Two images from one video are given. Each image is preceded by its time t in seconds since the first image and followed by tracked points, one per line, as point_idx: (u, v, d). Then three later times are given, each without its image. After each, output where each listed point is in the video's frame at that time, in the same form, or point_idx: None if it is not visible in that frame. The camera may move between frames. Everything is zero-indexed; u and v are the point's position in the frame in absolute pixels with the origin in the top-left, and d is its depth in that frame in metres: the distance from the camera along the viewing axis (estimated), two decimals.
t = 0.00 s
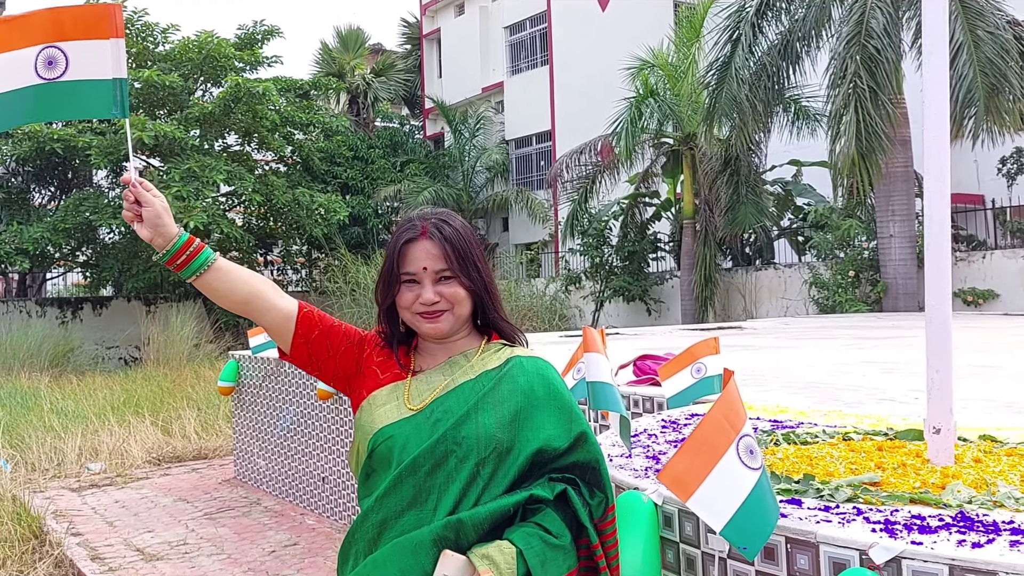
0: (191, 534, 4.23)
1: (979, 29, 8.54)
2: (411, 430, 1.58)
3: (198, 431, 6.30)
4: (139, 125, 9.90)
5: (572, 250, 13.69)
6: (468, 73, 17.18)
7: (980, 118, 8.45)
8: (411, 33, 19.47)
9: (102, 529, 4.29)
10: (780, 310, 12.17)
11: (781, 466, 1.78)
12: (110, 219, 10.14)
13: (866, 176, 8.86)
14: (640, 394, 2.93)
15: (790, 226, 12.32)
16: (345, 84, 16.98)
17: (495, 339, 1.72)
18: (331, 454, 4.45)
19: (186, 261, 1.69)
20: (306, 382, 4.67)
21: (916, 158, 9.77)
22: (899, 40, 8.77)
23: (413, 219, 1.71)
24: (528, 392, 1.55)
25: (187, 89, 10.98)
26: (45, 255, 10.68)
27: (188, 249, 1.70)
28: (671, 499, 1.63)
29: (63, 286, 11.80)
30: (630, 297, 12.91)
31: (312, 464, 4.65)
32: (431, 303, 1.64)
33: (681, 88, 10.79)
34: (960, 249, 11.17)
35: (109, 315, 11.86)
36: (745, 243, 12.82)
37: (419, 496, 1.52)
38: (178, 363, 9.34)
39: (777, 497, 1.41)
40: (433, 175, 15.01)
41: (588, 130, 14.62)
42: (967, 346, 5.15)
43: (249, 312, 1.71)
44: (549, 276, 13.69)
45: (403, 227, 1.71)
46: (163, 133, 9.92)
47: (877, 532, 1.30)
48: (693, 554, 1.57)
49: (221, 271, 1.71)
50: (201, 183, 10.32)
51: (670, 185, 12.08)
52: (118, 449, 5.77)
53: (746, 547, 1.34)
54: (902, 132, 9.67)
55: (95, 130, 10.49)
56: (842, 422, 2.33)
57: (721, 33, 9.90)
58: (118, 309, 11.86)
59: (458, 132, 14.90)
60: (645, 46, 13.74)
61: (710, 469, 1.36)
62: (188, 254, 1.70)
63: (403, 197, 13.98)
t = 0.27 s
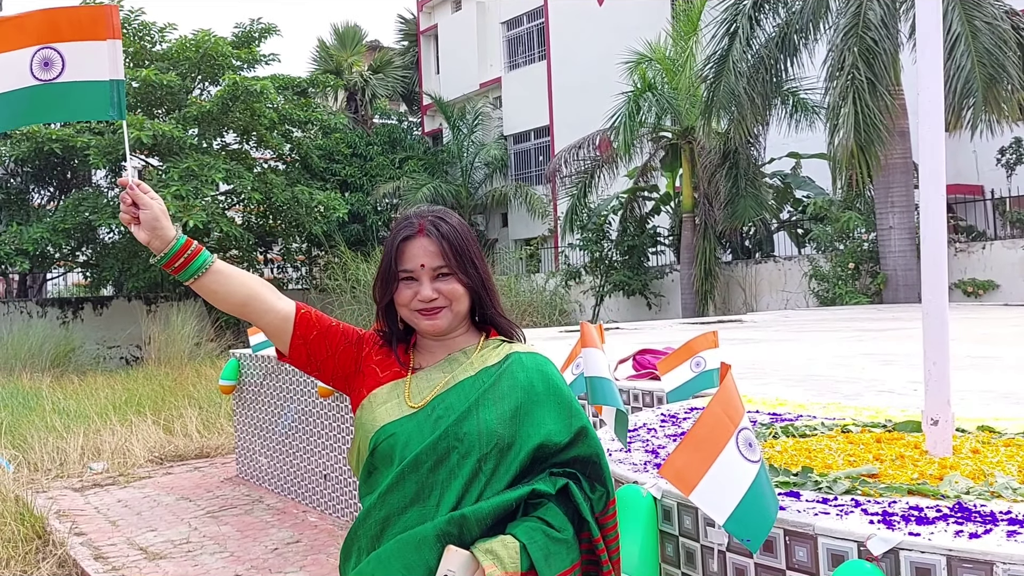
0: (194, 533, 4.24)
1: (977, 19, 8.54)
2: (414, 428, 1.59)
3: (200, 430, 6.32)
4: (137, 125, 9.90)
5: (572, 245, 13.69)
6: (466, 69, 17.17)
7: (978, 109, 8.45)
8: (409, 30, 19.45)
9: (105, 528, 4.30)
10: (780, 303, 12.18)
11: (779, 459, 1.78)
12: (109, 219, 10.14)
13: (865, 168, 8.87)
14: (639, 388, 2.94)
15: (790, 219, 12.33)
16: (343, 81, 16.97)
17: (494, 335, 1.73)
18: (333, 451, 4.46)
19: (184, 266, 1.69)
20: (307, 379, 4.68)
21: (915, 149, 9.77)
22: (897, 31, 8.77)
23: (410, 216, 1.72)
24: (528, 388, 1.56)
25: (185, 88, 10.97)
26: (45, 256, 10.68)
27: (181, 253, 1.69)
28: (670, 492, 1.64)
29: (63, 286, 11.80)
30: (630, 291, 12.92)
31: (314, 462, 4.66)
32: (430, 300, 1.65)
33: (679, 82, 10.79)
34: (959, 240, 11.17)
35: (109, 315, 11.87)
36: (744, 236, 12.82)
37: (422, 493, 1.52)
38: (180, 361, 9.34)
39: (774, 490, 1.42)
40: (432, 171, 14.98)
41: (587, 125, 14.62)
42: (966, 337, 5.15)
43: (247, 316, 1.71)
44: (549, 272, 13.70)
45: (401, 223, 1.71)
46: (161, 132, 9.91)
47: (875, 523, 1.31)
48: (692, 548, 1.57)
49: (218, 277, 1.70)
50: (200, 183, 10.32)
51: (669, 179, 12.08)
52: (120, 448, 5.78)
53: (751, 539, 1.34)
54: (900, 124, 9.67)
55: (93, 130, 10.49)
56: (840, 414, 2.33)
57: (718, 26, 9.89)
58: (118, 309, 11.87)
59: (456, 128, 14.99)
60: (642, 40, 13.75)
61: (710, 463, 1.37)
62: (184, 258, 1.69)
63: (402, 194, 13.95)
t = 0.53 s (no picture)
0: (195, 528, 4.24)
1: (977, 15, 8.53)
2: (416, 424, 1.59)
3: (201, 426, 6.32)
4: (137, 121, 9.87)
5: (572, 242, 13.69)
6: (466, 65, 17.15)
7: (979, 105, 8.44)
8: (408, 26, 19.43)
9: (106, 524, 4.30)
10: (780, 299, 12.18)
11: (782, 452, 1.78)
12: (109, 216, 10.13)
13: (866, 164, 8.86)
14: (640, 383, 2.94)
15: (789, 215, 12.33)
16: (342, 78, 16.95)
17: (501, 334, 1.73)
18: (333, 447, 4.47)
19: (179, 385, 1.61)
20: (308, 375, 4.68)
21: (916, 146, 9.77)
22: (897, 27, 8.76)
23: (433, 205, 1.74)
24: (533, 389, 1.56)
25: (184, 84, 10.96)
26: (45, 253, 10.66)
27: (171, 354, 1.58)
28: (672, 486, 1.64)
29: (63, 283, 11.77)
30: (631, 287, 12.91)
31: (315, 457, 4.66)
32: (433, 285, 1.66)
33: (679, 78, 10.78)
34: (959, 236, 11.17)
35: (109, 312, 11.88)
36: (744, 232, 12.82)
37: (423, 489, 1.52)
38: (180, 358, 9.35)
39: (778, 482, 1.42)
40: (432, 168, 14.87)
41: (587, 121, 14.61)
42: (966, 332, 5.16)
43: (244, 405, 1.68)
44: (550, 268, 13.70)
45: (422, 209, 1.73)
46: (161, 128, 9.90)
47: (879, 515, 1.31)
48: (695, 541, 1.58)
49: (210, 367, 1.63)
50: (199, 179, 10.30)
51: (669, 176, 12.07)
52: (121, 445, 5.78)
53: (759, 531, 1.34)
54: (901, 120, 9.66)
55: (92, 127, 10.47)
56: (842, 408, 2.34)
57: (718, 22, 9.88)
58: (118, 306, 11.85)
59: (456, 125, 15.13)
60: (642, 37, 13.73)
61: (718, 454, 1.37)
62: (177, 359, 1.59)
63: (402, 190, 13.91)
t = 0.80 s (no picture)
0: (198, 525, 4.25)
1: (978, 12, 8.52)
2: (400, 416, 1.63)
3: (203, 423, 6.33)
4: (137, 119, 9.87)
5: (572, 238, 13.70)
6: (466, 62, 17.14)
7: (980, 101, 8.44)
8: (409, 23, 19.41)
9: (109, 520, 4.31)
10: (781, 296, 12.17)
11: (787, 448, 1.79)
12: (110, 213, 10.14)
13: (867, 161, 8.85)
14: (644, 379, 2.94)
15: (790, 212, 12.31)
16: (342, 75, 16.95)
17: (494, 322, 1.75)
18: (336, 444, 4.47)
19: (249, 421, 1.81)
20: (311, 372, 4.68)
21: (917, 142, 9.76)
22: (898, 24, 8.76)
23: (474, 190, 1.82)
24: (517, 378, 1.57)
25: (185, 81, 10.95)
26: (46, 250, 10.67)
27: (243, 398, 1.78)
28: (680, 482, 1.65)
29: (65, 280, 11.78)
30: (631, 285, 12.92)
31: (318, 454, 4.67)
32: (441, 257, 1.72)
33: (680, 75, 10.77)
34: (960, 233, 11.17)
35: (111, 309, 11.91)
36: (745, 229, 12.82)
37: (409, 481, 1.55)
38: (181, 355, 9.36)
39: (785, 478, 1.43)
40: (433, 165, 14.82)
41: (587, 118, 14.61)
42: (969, 329, 5.16)
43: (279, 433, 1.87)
44: (550, 266, 13.71)
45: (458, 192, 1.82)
46: (161, 126, 9.90)
47: (886, 511, 1.31)
48: (702, 536, 1.58)
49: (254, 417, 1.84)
50: (200, 176, 10.30)
51: (670, 173, 12.07)
52: (123, 441, 5.79)
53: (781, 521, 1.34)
54: (902, 117, 9.65)
55: (93, 124, 10.47)
56: (847, 404, 2.34)
57: (719, 19, 9.86)
58: (119, 303, 11.87)
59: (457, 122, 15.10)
60: (643, 33, 13.72)
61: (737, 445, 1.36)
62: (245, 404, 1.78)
63: (402, 187, 13.89)
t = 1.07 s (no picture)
0: (199, 523, 4.25)
1: (981, 11, 8.52)
2: (402, 414, 1.66)
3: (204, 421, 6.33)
4: (139, 116, 9.87)
5: (573, 237, 13.70)
6: (468, 60, 17.13)
7: (982, 101, 8.43)
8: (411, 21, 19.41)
9: (110, 518, 4.32)
10: (782, 296, 12.17)
11: (790, 448, 1.79)
12: (111, 211, 10.13)
13: (869, 160, 8.85)
14: (646, 378, 2.94)
15: (792, 211, 12.30)
16: (344, 73, 16.95)
17: (501, 325, 1.75)
18: (338, 442, 4.48)
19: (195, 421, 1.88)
20: (313, 371, 4.68)
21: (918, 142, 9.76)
22: (901, 23, 8.76)
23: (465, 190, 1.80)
24: (519, 377, 1.57)
25: (186, 79, 10.95)
26: (47, 247, 10.67)
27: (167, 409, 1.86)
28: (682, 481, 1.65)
29: (66, 278, 11.78)
30: (633, 283, 12.92)
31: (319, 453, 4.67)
32: (441, 267, 1.73)
33: (681, 74, 10.76)
34: (962, 233, 11.17)
35: (112, 306, 11.92)
36: (746, 228, 12.82)
37: (413, 480, 1.59)
38: (182, 353, 9.36)
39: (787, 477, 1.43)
40: (434, 163, 14.87)
41: (589, 117, 14.62)
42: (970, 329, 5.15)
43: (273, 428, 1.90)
44: (551, 264, 13.71)
45: (452, 194, 1.81)
46: (163, 124, 9.90)
47: (889, 511, 1.31)
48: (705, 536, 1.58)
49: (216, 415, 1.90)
50: (202, 174, 10.29)
51: (672, 171, 12.06)
52: (124, 440, 5.79)
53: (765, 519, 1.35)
54: (904, 116, 9.65)
55: (95, 122, 10.47)
56: (849, 404, 2.34)
57: (721, 18, 9.85)
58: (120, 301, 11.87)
59: (458, 120, 15.02)
60: (645, 32, 13.71)
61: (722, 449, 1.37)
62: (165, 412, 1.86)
63: (404, 185, 13.88)
